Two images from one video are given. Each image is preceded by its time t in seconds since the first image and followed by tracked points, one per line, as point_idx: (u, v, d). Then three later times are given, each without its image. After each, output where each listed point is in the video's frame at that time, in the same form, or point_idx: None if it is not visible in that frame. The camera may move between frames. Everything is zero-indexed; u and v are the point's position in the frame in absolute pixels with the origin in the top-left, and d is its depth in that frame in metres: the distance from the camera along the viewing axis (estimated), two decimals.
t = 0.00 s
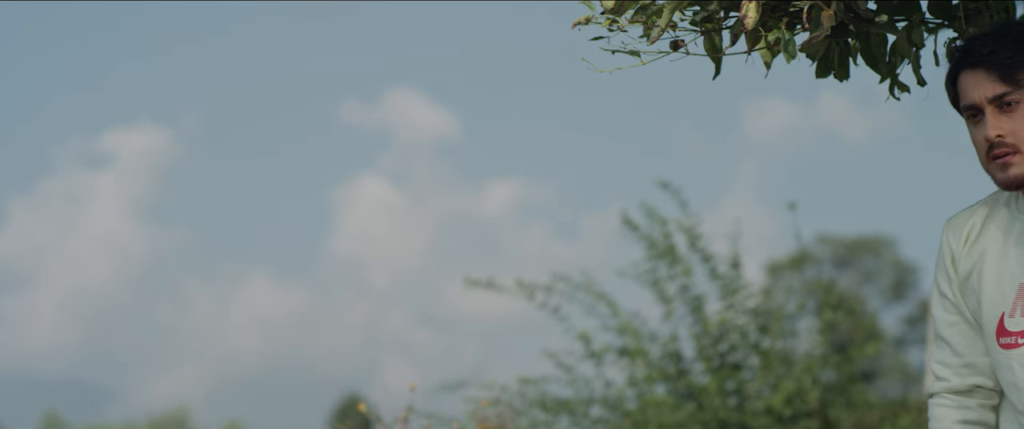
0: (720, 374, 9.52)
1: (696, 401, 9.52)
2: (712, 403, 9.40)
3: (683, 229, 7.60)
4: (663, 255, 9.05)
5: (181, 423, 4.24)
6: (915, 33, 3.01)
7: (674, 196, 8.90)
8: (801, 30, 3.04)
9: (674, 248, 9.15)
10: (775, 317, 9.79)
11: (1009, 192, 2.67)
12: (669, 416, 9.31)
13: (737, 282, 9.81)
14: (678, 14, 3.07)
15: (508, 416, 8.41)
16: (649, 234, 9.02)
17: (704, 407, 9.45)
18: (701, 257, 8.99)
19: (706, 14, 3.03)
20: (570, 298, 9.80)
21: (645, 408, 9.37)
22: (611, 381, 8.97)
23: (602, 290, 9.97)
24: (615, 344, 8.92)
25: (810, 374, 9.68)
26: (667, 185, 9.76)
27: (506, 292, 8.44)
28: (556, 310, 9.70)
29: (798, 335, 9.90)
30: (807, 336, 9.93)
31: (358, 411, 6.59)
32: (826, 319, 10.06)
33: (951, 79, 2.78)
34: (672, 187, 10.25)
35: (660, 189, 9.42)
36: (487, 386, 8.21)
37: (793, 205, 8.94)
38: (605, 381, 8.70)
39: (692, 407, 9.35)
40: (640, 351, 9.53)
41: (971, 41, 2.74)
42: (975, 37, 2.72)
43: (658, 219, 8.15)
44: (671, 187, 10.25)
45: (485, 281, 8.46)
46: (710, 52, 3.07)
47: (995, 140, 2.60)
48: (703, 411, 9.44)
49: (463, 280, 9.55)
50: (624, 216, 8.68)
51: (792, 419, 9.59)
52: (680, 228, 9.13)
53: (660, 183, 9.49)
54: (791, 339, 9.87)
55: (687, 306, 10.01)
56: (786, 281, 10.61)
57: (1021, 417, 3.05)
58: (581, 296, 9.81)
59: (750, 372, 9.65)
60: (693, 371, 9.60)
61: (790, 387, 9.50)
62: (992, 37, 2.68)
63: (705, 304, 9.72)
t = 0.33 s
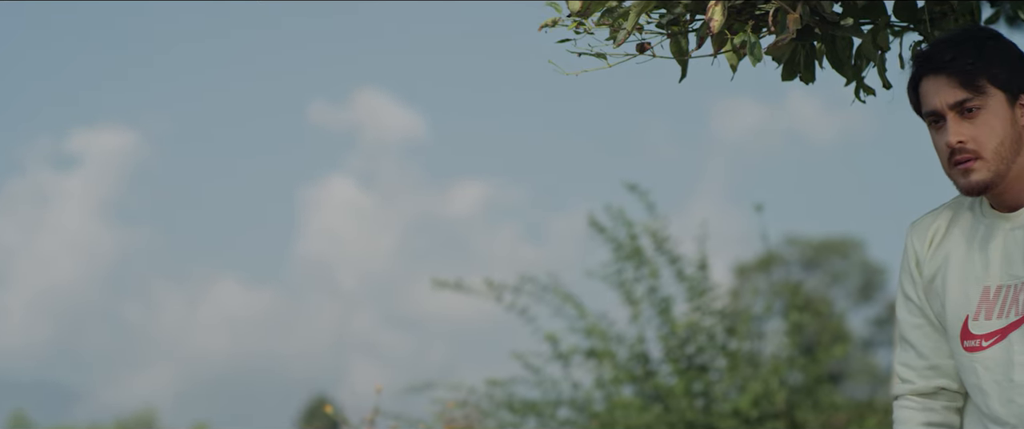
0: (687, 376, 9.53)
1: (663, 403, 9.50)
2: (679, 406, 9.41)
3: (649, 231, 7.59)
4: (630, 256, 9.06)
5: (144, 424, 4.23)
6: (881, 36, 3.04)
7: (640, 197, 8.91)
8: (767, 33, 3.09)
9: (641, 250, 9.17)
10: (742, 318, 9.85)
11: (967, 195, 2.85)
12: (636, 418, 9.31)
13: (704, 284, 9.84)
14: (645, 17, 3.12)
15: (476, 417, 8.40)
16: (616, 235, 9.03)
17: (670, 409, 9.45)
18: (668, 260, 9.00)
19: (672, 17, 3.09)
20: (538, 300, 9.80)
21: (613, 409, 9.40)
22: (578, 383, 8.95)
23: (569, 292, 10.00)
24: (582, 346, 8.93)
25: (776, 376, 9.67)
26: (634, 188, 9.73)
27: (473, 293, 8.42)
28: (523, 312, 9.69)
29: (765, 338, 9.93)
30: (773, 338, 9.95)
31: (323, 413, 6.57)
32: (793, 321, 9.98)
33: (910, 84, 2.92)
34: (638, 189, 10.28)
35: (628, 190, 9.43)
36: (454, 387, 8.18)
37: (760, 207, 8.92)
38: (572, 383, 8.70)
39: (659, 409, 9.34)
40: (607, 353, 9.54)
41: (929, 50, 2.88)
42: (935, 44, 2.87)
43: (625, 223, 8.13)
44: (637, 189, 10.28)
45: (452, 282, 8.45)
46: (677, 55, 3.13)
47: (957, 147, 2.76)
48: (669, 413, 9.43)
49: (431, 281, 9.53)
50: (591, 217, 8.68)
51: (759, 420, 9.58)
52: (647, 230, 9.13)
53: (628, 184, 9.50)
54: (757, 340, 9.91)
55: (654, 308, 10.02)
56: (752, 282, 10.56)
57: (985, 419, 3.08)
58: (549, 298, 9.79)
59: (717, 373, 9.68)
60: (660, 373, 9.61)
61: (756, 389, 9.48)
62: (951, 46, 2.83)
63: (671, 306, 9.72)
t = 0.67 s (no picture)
0: (657, 377, 9.57)
1: (632, 403, 9.51)
2: (648, 406, 9.43)
3: (620, 233, 7.60)
4: (599, 257, 9.06)
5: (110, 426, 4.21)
6: (847, 39, 3.07)
7: (610, 198, 8.90)
8: (734, 35, 3.13)
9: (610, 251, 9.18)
10: (711, 319, 9.88)
11: (932, 198, 2.89)
12: (605, 419, 9.26)
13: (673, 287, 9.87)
14: (613, 19, 3.16)
15: (446, 417, 8.39)
16: (586, 236, 9.03)
17: (639, 410, 9.47)
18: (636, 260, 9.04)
19: (641, 19, 3.14)
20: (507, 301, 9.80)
21: (582, 410, 9.41)
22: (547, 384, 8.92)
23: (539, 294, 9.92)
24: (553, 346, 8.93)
25: (745, 376, 9.68)
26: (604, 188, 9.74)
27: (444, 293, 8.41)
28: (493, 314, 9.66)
29: (733, 338, 9.94)
30: (743, 340, 9.97)
31: (292, 414, 6.57)
32: (762, 323, 10.02)
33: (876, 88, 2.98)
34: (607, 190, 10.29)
35: (598, 191, 9.43)
36: (424, 388, 8.17)
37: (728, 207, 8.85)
38: (541, 384, 8.68)
39: (629, 410, 9.35)
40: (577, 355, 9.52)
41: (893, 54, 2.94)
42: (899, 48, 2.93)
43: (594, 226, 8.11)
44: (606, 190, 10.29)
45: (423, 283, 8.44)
46: (645, 57, 3.16)
47: (921, 151, 2.80)
48: (638, 413, 9.46)
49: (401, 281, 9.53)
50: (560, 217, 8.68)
51: (728, 420, 9.59)
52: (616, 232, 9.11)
53: (598, 185, 9.49)
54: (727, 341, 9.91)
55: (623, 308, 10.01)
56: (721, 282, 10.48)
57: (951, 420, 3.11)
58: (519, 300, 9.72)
59: (686, 375, 9.70)
60: (630, 374, 9.63)
61: (726, 390, 9.50)
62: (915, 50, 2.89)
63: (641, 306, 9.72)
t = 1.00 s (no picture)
0: (630, 377, 9.19)
1: (606, 404, 9.13)
2: (623, 406, 9.06)
3: (594, 233, 7.56)
4: (573, 257, 9.03)
5: None
6: (820, 40, 3.06)
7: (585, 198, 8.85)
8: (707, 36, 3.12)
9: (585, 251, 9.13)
10: (685, 319, 9.53)
11: (903, 200, 2.89)
12: (579, 419, 8.92)
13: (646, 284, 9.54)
14: (586, 20, 3.14)
15: (419, 417, 8.33)
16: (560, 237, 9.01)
17: (613, 410, 9.09)
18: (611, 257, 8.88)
19: (613, 20, 3.12)
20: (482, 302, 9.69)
21: (556, 410, 9.06)
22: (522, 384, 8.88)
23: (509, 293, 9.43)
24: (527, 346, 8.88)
25: (719, 377, 9.36)
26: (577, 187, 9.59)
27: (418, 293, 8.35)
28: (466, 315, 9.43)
29: (708, 338, 9.62)
30: (717, 339, 9.62)
31: (267, 414, 6.53)
32: (736, 322, 9.66)
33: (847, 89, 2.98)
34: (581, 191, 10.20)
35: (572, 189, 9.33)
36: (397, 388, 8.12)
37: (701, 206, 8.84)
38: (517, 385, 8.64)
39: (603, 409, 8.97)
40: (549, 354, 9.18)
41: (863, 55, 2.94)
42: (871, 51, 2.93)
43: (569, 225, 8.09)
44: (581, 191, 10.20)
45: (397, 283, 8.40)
46: (618, 58, 3.14)
47: (892, 152, 2.80)
48: (612, 414, 9.06)
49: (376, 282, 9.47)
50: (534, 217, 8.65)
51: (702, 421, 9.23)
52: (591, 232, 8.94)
53: (570, 186, 9.46)
54: (700, 341, 9.57)
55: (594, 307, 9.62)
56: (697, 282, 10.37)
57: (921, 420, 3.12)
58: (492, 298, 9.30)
59: (660, 375, 9.36)
60: (603, 373, 9.24)
61: (700, 390, 9.15)
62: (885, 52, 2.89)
63: (614, 305, 9.36)
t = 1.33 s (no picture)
0: (605, 377, 9.04)
1: (581, 403, 8.94)
2: (597, 406, 8.91)
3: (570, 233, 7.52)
4: (548, 258, 8.98)
5: None
6: (792, 43, 3.06)
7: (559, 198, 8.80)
8: (679, 38, 3.12)
9: (560, 251, 9.07)
10: (660, 319, 9.30)
11: (872, 202, 3.04)
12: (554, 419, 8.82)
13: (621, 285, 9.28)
14: (559, 22, 3.13)
15: (393, 417, 8.32)
16: (534, 237, 8.98)
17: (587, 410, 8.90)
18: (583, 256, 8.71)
19: (586, 22, 3.12)
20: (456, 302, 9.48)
21: (531, 410, 8.89)
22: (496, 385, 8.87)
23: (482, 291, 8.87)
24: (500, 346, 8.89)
25: (693, 378, 9.15)
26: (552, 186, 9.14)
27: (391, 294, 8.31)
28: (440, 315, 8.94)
29: (682, 337, 9.35)
30: (691, 340, 9.37)
31: (242, 414, 6.50)
32: (711, 323, 9.40)
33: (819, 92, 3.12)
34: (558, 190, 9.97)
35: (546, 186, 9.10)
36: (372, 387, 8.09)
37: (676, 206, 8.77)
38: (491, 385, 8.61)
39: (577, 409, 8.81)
40: (524, 354, 9.02)
41: (833, 59, 3.08)
42: (838, 55, 3.07)
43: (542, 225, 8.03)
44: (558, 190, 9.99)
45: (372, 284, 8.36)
46: (590, 59, 3.13)
47: (859, 157, 2.95)
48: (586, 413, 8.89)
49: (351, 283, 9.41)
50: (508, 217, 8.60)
51: (676, 421, 9.05)
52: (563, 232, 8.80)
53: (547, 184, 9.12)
54: (675, 342, 9.32)
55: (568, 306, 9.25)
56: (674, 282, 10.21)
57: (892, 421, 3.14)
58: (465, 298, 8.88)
59: (635, 375, 9.16)
60: (578, 373, 9.08)
61: (674, 390, 8.97)
62: (852, 56, 3.03)
63: (589, 305, 9.15)
